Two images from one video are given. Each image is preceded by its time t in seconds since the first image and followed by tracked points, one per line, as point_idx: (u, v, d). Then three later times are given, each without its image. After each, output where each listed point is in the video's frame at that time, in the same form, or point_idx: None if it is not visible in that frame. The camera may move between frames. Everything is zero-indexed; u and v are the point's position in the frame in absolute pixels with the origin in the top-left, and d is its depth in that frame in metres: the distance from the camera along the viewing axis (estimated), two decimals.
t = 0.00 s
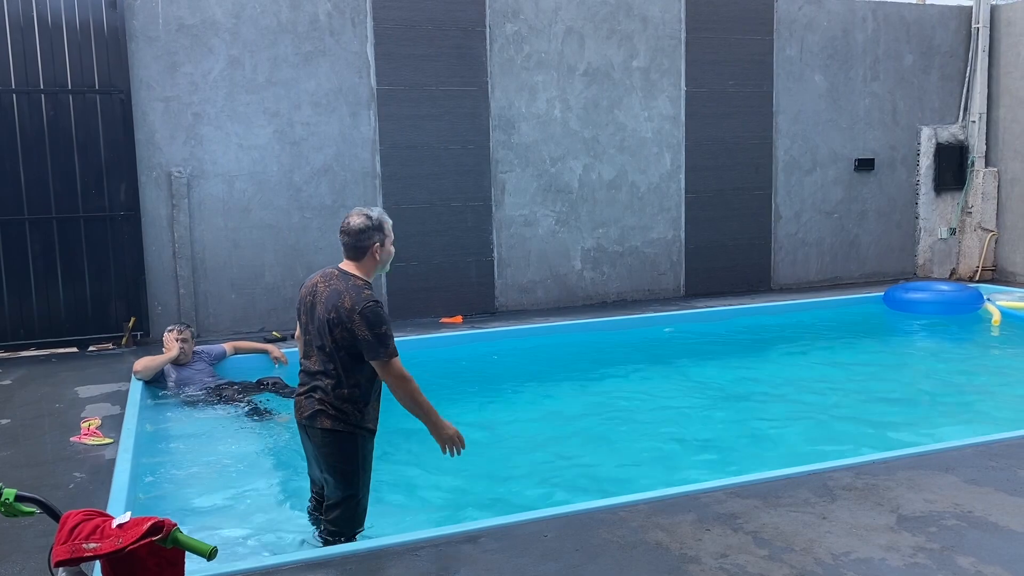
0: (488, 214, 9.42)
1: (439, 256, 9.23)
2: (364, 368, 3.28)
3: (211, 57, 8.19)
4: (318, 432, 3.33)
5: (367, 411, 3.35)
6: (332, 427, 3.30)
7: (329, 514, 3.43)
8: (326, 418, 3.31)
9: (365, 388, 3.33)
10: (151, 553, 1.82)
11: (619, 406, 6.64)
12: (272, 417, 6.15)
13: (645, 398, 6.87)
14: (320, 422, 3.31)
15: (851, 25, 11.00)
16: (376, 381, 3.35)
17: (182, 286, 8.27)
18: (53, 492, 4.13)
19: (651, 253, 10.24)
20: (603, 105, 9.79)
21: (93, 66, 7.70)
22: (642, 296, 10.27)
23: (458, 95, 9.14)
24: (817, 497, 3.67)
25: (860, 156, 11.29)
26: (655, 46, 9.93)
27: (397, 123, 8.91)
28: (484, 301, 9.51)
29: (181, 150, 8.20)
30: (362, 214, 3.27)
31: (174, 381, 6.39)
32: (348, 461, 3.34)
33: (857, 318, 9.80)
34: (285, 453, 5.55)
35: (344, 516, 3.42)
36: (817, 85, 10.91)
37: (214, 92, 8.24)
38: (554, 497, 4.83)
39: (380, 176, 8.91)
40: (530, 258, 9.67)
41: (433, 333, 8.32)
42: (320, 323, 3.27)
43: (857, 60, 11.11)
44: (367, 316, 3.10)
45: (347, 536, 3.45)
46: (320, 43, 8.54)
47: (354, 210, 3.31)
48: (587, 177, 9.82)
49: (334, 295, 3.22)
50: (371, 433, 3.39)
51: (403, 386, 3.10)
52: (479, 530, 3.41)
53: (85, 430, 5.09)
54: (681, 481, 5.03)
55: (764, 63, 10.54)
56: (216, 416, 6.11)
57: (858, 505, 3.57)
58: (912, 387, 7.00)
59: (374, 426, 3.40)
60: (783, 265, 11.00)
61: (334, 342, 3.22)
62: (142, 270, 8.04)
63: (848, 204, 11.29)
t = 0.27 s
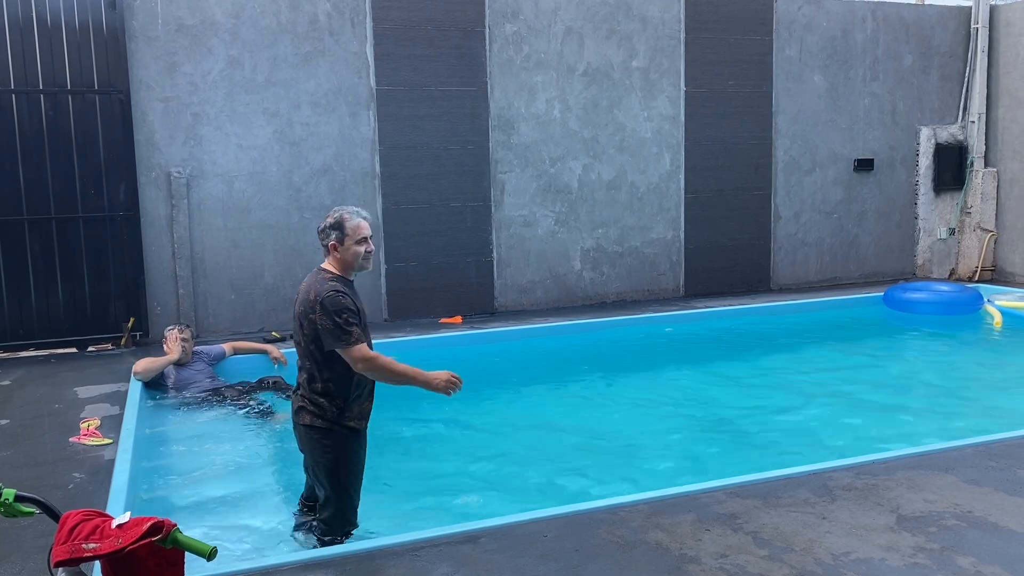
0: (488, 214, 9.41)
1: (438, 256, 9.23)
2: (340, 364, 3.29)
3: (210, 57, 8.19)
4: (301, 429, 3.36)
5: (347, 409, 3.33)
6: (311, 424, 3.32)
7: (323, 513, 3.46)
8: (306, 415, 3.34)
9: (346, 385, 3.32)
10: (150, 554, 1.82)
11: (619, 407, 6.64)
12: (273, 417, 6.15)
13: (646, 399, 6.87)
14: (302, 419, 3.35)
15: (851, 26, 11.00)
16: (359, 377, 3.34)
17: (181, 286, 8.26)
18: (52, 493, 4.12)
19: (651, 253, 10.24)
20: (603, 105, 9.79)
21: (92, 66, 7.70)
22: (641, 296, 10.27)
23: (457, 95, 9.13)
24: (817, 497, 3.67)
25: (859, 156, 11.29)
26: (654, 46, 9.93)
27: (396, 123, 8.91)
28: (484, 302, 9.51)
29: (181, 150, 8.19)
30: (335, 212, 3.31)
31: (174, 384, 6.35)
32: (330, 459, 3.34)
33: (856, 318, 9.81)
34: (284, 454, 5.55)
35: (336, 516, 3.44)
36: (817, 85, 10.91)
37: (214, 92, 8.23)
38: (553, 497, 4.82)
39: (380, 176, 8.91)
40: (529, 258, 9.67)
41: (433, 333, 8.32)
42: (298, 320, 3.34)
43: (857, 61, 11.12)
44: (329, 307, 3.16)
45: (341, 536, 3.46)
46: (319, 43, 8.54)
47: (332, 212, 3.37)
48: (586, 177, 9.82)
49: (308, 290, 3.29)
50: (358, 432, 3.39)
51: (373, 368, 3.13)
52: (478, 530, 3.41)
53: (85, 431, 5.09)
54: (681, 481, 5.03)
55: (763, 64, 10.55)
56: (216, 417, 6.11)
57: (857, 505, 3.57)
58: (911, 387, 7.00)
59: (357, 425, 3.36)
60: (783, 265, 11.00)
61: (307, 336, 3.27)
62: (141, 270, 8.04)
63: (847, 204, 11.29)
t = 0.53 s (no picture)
0: (488, 215, 9.42)
1: (438, 256, 9.23)
2: (314, 357, 3.30)
3: (211, 58, 8.19)
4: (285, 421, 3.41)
5: (326, 400, 3.35)
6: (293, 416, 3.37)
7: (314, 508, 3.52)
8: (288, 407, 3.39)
9: (325, 376, 3.33)
10: (152, 553, 1.82)
11: (619, 407, 6.64)
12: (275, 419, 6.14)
13: (646, 399, 6.86)
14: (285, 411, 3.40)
15: (851, 26, 11.01)
16: (338, 366, 3.34)
17: (181, 287, 8.27)
18: (53, 493, 4.13)
19: (651, 254, 10.24)
20: (603, 106, 9.79)
21: (93, 66, 7.70)
22: (642, 297, 10.27)
23: (458, 96, 9.14)
24: (817, 497, 3.67)
25: (860, 156, 11.29)
26: (655, 47, 9.94)
27: (397, 123, 8.91)
28: (484, 302, 9.51)
29: (181, 150, 8.20)
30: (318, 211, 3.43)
31: (175, 385, 6.38)
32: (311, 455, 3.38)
33: (856, 318, 9.80)
34: (285, 454, 5.55)
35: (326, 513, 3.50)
36: (817, 85, 10.91)
37: (214, 92, 8.24)
38: (554, 497, 4.83)
39: (380, 176, 8.91)
40: (529, 258, 9.67)
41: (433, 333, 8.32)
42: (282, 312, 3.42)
43: (857, 61, 11.12)
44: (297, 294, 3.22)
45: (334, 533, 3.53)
46: (320, 44, 8.54)
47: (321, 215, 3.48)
48: (587, 177, 9.82)
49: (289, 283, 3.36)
50: (342, 426, 3.41)
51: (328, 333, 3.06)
52: (478, 530, 3.41)
53: (86, 431, 5.10)
54: (682, 481, 5.04)
55: (764, 64, 10.55)
56: (216, 417, 6.11)
57: (858, 505, 3.57)
58: (911, 388, 7.00)
59: (335, 419, 3.37)
60: (783, 265, 11.00)
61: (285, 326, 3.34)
62: (142, 271, 8.04)
63: (848, 204, 11.29)
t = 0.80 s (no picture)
0: (489, 215, 9.42)
1: (439, 256, 9.23)
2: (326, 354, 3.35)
3: (212, 58, 8.19)
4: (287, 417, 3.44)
5: (331, 397, 3.39)
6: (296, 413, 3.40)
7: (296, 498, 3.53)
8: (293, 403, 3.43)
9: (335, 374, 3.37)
10: (153, 553, 1.82)
11: (620, 407, 6.64)
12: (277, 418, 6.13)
13: (647, 398, 6.87)
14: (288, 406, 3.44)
15: (852, 25, 11.00)
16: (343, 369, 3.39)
17: (183, 286, 8.27)
18: (54, 493, 4.12)
19: (652, 253, 10.24)
20: (604, 105, 9.79)
21: (94, 67, 7.71)
22: (643, 297, 10.27)
23: (459, 96, 9.13)
24: (819, 497, 3.67)
25: (861, 156, 11.28)
26: (656, 46, 9.93)
27: (398, 123, 8.91)
28: (485, 302, 9.51)
29: (182, 150, 8.20)
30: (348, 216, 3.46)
31: (177, 385, 6.37)
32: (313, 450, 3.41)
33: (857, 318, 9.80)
34: (286, 455, 5.54)
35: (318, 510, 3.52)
36: (818, 85, 10.91)
37: (215, 92, 8.24)
38: (555, 497, 4.83)
39: (381, 176, 8.91)
40: (530, 258, 9.67)
41: (433, 333, 8.32)
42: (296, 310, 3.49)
43: (858, 60, 11.11)
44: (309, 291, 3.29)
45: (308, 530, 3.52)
46: (321, 44, 8.54)
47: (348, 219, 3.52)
48: (588, 177, 9.82)
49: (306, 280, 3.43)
50: (345, 427, 3.43)
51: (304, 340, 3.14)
52: (478, 530, 3.41)
53: (87, 430, 5.09)
54: (683, 481, 5.04)
55: (765, 64, 10.54)
56: (217, 418, 6.10)
57: (859, 504, 3.57)
58: (912, 387, 6.99)
59: (338, 417, 3.40)
60: (784, 265, 11.00)
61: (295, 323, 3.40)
62: (143, 271, 8.05)
63: (849, 204, 11.28)
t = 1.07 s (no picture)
0: (490, 214, 9.41)
1: (441, 255, 9.23)
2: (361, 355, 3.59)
3: (213, 57, 8.20)
4: (301, 405, 3.61)
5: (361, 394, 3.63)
6: (312, 400, 3.59)
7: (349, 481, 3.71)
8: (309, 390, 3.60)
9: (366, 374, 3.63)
10: (154, 552, 1.82)
11: (621, 406, 6.63)
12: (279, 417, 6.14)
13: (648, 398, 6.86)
14: (314, 403, 3.58)
15: (853, 24, 10.99)
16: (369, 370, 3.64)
17: (184, 286, 8.28)
18: (55, 491, 4.13)
19: (653, 252, 10.24)
20: (605, 104, 9.78)
21: (96, 65, 7.70)
22: (644, 296, 10.27)
23: (460, 95, 9.13)
24: (820, 496, 3.67)
25: (862, 155, 11.27)
26: (657, 45, 9.93)
27: (399, 122, 8.91)
28: (486, 301, 9.50)
29: (183, 149, 8.20)
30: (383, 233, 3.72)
31: (179, 384, 6.35)
32: (332, 438, 3.60)
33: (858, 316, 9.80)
34: (287, 454, 5.55)
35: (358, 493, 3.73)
36: (820, 84, 10.90)
37: (216, 91, 8.24)
38: (557, 496, 4.82)
39: (382, 175, 8.91)
40: (531, 257, 9.66)
41: (434, 332, 8.31)
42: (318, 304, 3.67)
43: (860, 59, 11.11)
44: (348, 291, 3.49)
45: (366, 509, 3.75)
46: (322, 42, 8.54)
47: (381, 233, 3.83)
48: (589, 176, 9.82)
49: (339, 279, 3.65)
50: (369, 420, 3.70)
51: (377, 355, 3.42)
52: (479, 529, 3.40)
53: (88, 429, 5.10)
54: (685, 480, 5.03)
55: (766, 63, 10.53)
56: (218, 417, 6.10)
57: (860, 503, 3.57)
58: (914, 387, 6.98)
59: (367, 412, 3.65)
60: (785, 264, 10.99)
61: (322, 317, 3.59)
62: (145, 270, 8.05)
63: (850, 203, 11.28)
